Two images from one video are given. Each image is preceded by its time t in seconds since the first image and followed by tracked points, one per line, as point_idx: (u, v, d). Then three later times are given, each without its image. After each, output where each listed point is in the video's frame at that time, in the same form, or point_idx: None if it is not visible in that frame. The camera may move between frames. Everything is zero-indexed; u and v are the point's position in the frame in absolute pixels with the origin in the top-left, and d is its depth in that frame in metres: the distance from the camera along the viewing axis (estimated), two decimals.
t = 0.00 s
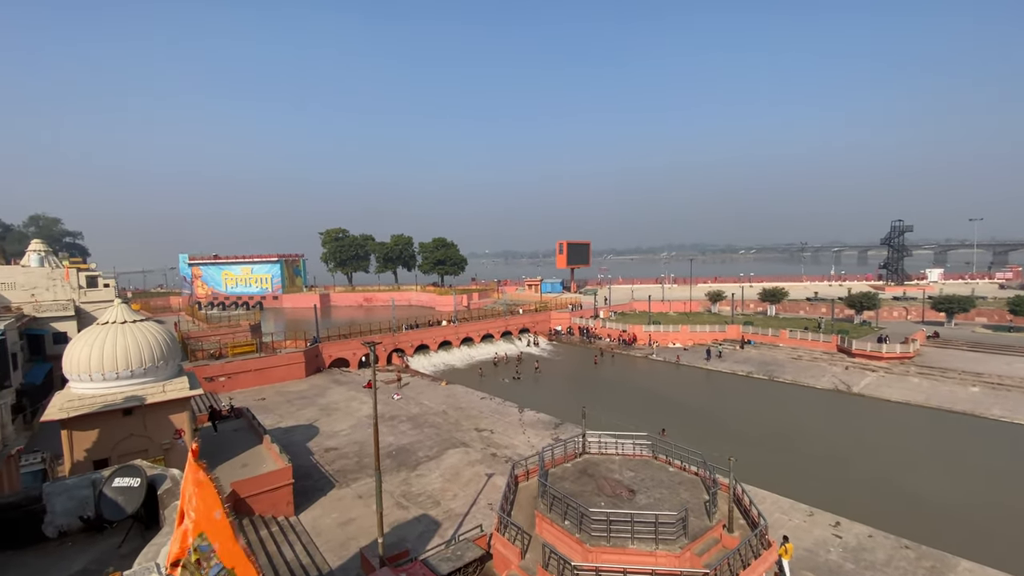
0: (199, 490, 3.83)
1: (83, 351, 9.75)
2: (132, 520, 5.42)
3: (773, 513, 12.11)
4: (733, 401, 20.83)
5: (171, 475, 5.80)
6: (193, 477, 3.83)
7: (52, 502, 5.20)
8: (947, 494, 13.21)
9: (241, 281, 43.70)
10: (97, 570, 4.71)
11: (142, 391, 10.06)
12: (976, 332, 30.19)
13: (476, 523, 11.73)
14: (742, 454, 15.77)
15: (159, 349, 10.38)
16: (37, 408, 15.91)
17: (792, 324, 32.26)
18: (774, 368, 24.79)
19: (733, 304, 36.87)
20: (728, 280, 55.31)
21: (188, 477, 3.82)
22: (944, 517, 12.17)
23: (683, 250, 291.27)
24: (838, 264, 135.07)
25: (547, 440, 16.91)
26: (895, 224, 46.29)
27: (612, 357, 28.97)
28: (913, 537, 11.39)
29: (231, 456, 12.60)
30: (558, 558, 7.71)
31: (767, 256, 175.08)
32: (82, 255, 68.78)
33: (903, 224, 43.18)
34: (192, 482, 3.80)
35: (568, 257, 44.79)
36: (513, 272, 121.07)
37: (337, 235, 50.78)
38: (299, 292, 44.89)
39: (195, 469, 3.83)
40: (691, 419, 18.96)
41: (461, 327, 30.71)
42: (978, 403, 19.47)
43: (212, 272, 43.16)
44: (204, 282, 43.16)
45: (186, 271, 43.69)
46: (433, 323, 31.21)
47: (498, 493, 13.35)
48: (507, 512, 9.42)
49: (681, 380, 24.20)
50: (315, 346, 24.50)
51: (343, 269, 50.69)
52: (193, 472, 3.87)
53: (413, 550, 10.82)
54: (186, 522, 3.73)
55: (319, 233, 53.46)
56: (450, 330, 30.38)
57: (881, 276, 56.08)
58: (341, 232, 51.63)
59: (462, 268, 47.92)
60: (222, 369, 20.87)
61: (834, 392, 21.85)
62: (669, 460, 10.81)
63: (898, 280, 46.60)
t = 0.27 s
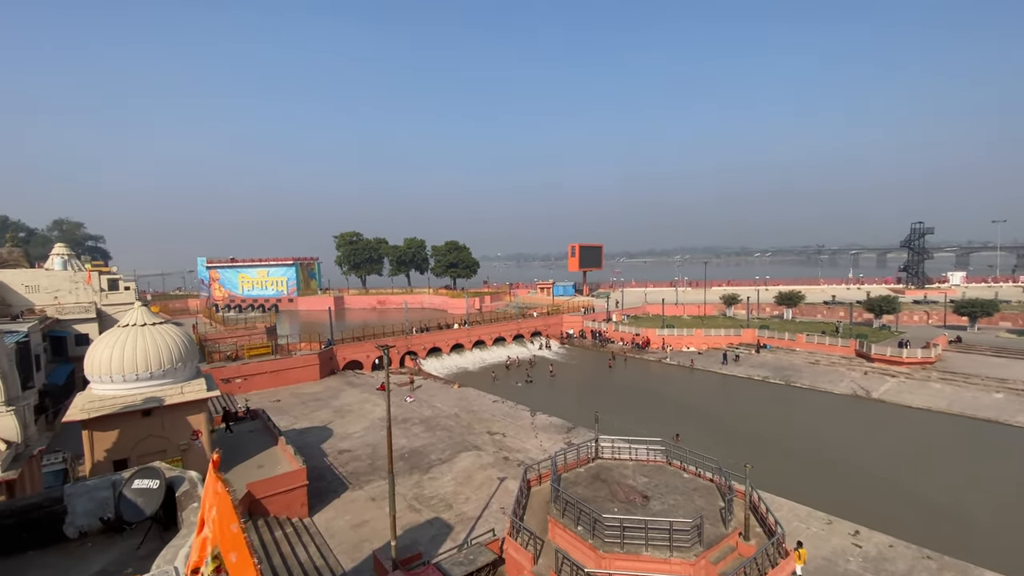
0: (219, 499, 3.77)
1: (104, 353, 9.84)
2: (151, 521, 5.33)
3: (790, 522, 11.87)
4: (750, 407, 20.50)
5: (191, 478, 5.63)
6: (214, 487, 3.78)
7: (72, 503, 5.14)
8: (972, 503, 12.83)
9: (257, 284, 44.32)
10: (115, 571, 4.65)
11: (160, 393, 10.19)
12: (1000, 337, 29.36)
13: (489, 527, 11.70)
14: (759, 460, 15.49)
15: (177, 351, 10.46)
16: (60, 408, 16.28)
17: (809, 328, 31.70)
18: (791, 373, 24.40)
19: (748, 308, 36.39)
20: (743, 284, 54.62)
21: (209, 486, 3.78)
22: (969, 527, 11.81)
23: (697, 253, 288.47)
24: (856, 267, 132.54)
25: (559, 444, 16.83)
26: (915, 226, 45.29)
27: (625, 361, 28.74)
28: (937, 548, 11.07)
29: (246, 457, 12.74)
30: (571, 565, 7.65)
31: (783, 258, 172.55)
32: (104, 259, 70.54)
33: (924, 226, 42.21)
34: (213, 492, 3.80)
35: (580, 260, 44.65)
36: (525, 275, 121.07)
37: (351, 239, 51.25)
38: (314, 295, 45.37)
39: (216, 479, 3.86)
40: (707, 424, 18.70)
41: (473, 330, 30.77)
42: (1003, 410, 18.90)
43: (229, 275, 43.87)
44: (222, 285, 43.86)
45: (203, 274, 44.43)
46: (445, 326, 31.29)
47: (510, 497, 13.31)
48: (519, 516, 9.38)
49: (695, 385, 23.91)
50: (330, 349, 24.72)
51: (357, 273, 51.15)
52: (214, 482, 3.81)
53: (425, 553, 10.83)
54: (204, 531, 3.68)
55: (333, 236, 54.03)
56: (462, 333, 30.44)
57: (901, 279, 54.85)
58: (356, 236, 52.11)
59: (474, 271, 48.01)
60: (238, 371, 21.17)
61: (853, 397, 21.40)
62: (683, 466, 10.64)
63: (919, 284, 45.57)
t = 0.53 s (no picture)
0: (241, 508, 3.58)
1: (126, 352, 10.04)
2: (170, 521, 5.19)
3: (807, 529, 11.66)
4: (768, 412, 20.18)
5: (208, 479, 5.64)
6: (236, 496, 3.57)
7: (94, 500, 5.01)
8: (998, 512, 12.46)
9: (274, 285, 44.98)
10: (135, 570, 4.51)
11: (180, 392, 10.37)
12: None
13: (501, 530, 11.69)
14: (776, 466, 15.23)
15: (196, 351, 10.66)
16: (83, 405, 16.67)
17: (827, 332, 31.15)
18: (808, 377, 23.99)
19: (764, 310, 35.91)
20: (759, 286, 53.85)
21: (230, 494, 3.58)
22: (995, 538, 11.46)
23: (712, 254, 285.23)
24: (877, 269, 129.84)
25: (572, 447, 16.75)
26: (938, 228, 44.23)
27: (639, 364, 28.55)
28: (960, 558, 10.77)
29: (263, 456, 12.91)
30: (585, 569, 7.61)
31: (801, 260, 169.78)
32: (126, 259, 72.24)
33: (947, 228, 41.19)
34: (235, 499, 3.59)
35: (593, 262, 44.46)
36: (538, 277, 120.89)
37: (366, 240, 51.77)
38: (330, 296, 45.89)
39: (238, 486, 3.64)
40: (724, 429, 18.45)
41: (486, 331, 30.83)
42: None
43: (247, 276, 44.55)
44: (239, 285, 44.54)
45: (222, 275, 45.25)
46: (458, 327, 31.42)
47: (523, 500, 13.29)
48: (532, 519, 9.35)
49: (710, 388, 23.64)
50: (344, 349, 24.95)
51: (371, 274, 51.59)
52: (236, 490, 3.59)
53: (438, 555, 10.87)
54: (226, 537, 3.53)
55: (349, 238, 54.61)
56: (475, 335, 30.52)
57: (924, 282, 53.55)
58: (371, 237, 52.63)
59: (487, 273, 48.07)
60: (255, 371, 21.50)
61: (873, 403, 20.97)
62: (698, 471, 10.52)
63: (941, 287, 44.47)
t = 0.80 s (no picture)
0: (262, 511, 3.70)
1: (147, 349, 10.24)
2: (192, 517, 4.94)
3: (824, 535, 11.45)
4: (784, 415, 19.87)
5: (228, 476, 5.26)
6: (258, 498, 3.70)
7: (115, 494, 4.76)
8: None
9: (290, 283, 45.59)
10: (156, 566, 4.25)
11: (200, 388, 10.56)
12: None
13: (513, 530, 11.69)
14: (793, 471, 14.99)
15: (215, 349, 10.83)
16: (106, 400, 17.06)
17: (846, 335, 30.58)
18: (826, 381, 23.57)
19: (781, 312, 35.37)
20: (776, 287, 53.03)
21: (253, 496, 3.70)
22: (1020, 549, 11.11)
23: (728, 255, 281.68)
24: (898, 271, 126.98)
25: (585, 449, 16.68)
26: (962, 229, 43.10)
27: (653, 365, 28.33)
28: (983, 568, 10.47)
29: (279, 452, 13.10)
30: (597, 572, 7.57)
31: (819, 262, 166.82)
32: (148, 257, 73.89)
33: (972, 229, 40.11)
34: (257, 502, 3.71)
35: (607, 262, 44.21)
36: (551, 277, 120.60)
37: (381, 240, 52.20)
38: (345, 294, 46.37)
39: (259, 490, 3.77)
40: (739, 433, 18.24)
41: (499, 331, 30.87)
42: None
43: (264, 275, 45.19)
44: (257, 284, 45.18)
45: (240, 273, 45.99)
46: (472, 327, 31.51)
47: (535, 501, 13.27)
48: (544, 521, 9.33)
49: (726, 391, 23.35)
50: (359, 348, 25.17)
51: (386, 273, 51.99)
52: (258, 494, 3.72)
53: (450, 554, 10.91)
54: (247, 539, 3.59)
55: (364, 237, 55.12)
56: (488, 334, 30.57)
57: (948, 284, 52.16)
58: (385, 237, 53.05)
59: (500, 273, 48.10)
60: (272, 368, 21.81)
61: (893, 408, 20.51)
62: (712, 475, 10.39)
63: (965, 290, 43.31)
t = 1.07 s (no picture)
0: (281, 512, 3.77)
1: (165, 344, 10.42)
2: (207, 511, 5.02)
3: (839, 540, 11.28)
4: (800, 418, 19.59)
5: (245, 470, 5.29)
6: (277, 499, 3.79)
7: (134, 488, 4.86)
8: None
9: (305, 280, 46.06)
10: (173, 559, 4.34)
11: (215, 383, 10.72)
12: None
13: (523, 529, 11.71)
14: (807, 475, 14.79)
15: (230, 344, 10.97)
16: (125, 394, 17.42)
17: (863, 336, 30.05)
18: (842, 383, 23.19)
19: (797, 313, 34.87)
20: (791, 288, 52.30)
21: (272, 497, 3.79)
22: None
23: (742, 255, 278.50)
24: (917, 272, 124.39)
25: (595, 448, 16.65)
26: (985, 229, 42.05)
27: (665, 365, 28.13)
28: None
29: (292, 447, 13.23)
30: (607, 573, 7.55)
31: (836, 262, 164.08)
32: (166, 254, 75.09)
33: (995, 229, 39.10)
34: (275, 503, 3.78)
35: (619, 261, 43.96)
36: (563, 275, 120.24)
37: (394, 237, 52.47)
38: (358, 292, 46.72)
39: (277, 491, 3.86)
40: (752, 435, 18.04)
41: (510, 330, 30.89)
42: None
43: (279, 271, 45.74)
44: (272, 280, 45.74)
45: (256, 270, 46.54)
46: (483, 325, 31.57)
47: (545, 499, 13.28)
48: (554, 520, 9.33)
49: (740, 393, 23.10)
50: (371, 345, 25.36)
51: (398, 271, 52.28)
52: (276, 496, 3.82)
53: (461, 551, 10.97)
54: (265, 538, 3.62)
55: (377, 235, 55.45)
56: (499, 333, 30.61)
57: (969, 286, 50.94)
58: (398, 234, 53.32)
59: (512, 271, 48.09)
60: (286, 364, 22.08)
61: (911, 411, 20.11)
62: (724, 477, 10.28)
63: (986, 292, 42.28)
